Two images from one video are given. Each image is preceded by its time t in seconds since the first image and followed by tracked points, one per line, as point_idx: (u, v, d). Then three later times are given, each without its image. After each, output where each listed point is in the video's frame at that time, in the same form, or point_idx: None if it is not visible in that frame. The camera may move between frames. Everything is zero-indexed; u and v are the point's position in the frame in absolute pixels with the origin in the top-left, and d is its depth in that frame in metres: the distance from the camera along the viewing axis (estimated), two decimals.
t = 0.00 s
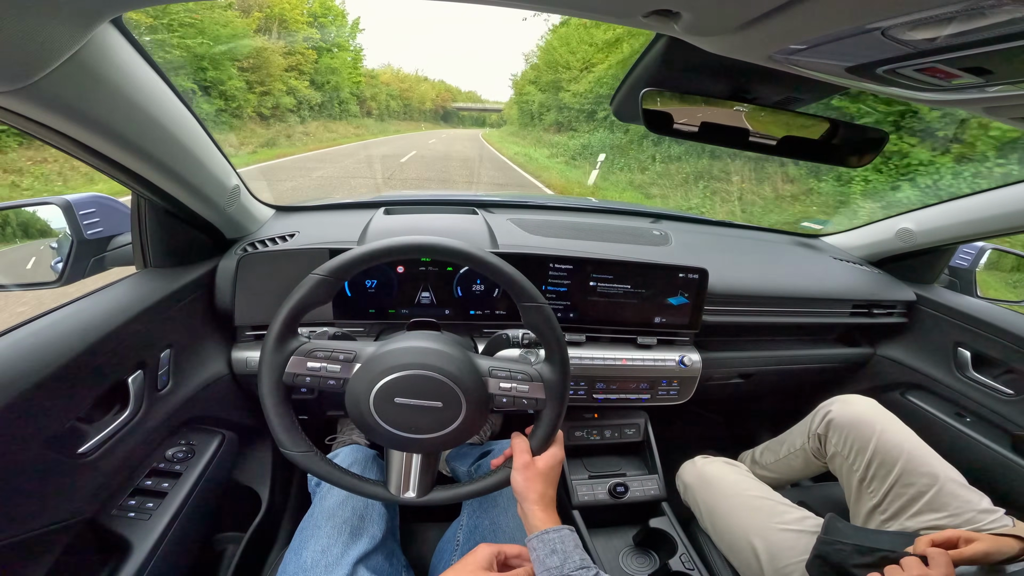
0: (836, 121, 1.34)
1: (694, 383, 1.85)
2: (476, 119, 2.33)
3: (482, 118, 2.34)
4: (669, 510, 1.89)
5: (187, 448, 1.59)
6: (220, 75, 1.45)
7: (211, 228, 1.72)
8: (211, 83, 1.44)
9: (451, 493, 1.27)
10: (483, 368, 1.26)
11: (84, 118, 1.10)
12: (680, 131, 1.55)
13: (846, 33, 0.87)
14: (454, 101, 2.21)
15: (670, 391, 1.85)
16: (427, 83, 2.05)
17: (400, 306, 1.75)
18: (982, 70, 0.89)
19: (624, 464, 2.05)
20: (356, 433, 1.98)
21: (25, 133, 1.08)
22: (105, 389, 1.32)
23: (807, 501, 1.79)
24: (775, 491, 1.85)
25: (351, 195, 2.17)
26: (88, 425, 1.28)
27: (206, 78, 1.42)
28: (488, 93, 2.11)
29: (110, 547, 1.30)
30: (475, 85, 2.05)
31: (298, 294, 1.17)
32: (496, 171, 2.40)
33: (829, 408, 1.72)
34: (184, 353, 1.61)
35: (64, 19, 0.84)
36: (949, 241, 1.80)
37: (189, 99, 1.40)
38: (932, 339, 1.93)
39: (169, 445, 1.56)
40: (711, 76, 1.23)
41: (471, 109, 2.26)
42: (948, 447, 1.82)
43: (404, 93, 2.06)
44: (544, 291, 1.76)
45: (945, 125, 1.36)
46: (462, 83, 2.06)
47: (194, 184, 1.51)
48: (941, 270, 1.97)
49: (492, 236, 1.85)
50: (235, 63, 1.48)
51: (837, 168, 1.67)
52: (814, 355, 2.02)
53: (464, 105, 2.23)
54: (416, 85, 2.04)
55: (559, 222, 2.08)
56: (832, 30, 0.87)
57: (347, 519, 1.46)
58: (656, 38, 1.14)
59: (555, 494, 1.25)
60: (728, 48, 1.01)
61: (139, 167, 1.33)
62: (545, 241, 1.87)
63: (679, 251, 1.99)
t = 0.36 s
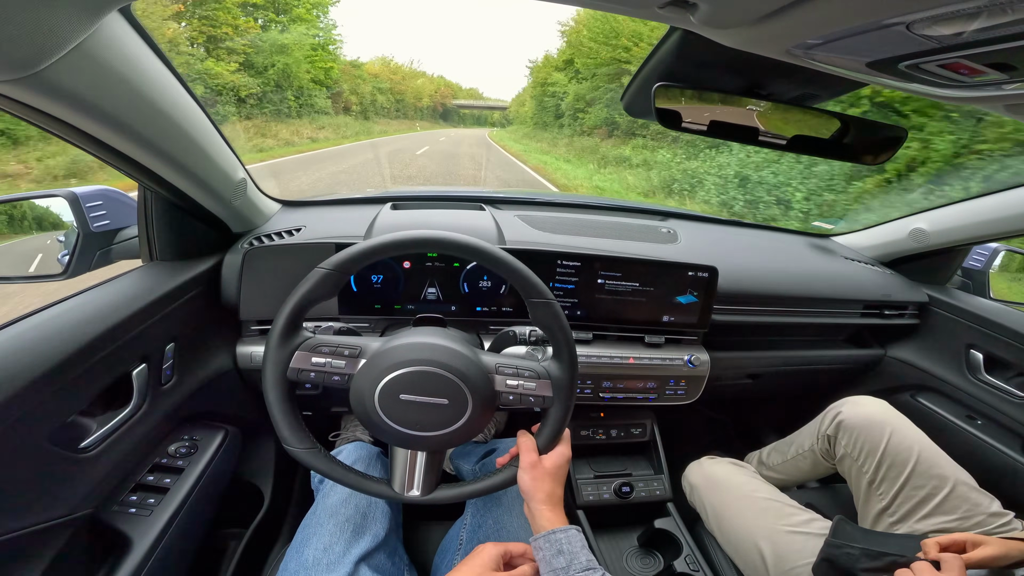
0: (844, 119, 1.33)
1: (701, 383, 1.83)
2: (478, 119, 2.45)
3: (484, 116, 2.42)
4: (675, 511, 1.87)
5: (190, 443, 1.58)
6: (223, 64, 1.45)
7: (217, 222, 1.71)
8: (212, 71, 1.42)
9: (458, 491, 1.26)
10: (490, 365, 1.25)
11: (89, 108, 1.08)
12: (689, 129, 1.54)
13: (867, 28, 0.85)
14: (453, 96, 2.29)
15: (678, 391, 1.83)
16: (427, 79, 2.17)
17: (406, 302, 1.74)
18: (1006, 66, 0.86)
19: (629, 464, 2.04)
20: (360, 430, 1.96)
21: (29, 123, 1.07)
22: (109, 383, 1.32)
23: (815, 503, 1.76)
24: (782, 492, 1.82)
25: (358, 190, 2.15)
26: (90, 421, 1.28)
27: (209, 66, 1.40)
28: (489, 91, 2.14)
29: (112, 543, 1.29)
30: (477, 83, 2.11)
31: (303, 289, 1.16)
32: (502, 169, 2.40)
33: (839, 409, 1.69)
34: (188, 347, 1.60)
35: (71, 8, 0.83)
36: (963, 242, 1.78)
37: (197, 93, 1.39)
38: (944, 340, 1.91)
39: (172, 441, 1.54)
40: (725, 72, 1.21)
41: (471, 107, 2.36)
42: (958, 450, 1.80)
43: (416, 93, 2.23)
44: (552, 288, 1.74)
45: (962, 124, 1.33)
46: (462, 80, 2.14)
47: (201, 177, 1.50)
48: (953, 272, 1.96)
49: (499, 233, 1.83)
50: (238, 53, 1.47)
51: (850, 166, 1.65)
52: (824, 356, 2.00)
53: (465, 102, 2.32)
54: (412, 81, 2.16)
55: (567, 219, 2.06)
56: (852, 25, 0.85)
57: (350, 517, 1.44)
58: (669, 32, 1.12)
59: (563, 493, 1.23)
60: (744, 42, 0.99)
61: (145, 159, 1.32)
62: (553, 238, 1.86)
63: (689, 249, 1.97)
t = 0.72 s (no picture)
0: (849, 126, 1.35)
1: (700, 386, 1.84)
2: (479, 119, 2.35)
3: (484, 115, 2.32)
4: (672, 513, 1.88)
5: (195, 441, 1.61)
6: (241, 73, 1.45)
7: (223, 223, 1.74)
8: (233, 89, 1.46)
9: (456, 490, 1.27)
10: (490, 367, 1.27)
11: (99, 113, 1.11)
12: (691, 132, 1.53)
13: (863, 38, 0.86)
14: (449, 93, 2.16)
15: (676, 393, 1.84)
16: (421, 74, 1.99)
17: (408, 303, 1.77)
18: (999, 76, 0.87)
19: (627, 466, 2.05)
20: (361, 429, 1.99)
21: (41, 127, 1.10)
22: (118, 381, 1.35)
23: (811, 507, 1.75)
24: (779, 495, 1.83)
25: (362, 193, 2.18)
26: (98, 418, 1.31)
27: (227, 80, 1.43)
28: (489, 89, 2.05)
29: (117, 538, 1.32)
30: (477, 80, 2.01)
31: (309, 290, 1.18)
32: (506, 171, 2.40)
33: (837, 413, 1.71)
34: (195, 347, 1.63)
35: (85, 18, 0.85)
36: (962, 248, 1.79)
37: (205, 96, 1.41)
38: (943, 346, 1.92)
39: (177, 439, 1.57)
40: (724, 80, 1.22)
41: (469, 105, 2.24)
42: (955, 454, 1.81)
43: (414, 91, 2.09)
44: (552, 291, 1.76)
45: (960, 131, 1.34)
46: (461, 75, 2.03)
47: (208, 180, 1.53)
48: (953, 276, 1.96)
49: (500, 236, 1.85)
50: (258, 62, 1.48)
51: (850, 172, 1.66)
52: (823, 360, 2.01)
53: (463, 100, 2.20)
54: (404, 75, 1.97)
55: (568, 223, 2.08)
56: (847, 35, 0.87)
57: (351, 514, 1.46)
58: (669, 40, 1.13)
59: (560, 493, 1.26)
60: (742, 52, 1.00)
61: (155, 163, 1.35)
62: (553, 241, 1.88)
63: (689, 253, 1.98)
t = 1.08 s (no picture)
0: (860, 127, 1.32)
1: (707, 388, 1.83)
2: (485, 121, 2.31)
3: (487, 114, 2.27)
4: (677, 515, 1.87)
5: (200, 437, 1.60)
6: (245, 64, 1.46)
7: (232, 219, 1.75)
8: (237, 78, 1.46)
9: (459, 489, 1.27)
10: (497, 366, 1.26)
11: (110, 106, 1.11)
12: (699, 133, 1.52)
13: (879, 36, 0.85)
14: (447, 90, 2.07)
15: (683, 395, 1.83)
16: (416, 66, 1.86)
17: (415, 301, 1.76)
18: (1018, 75, 0.86)
19: (632, 467, 2.04)
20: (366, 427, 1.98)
21: (54, 120, 1.11)
22: (125, 375, 1.35)
23: (817, 509, 1.74)
24: (785, 498, 1.81)
25: (371, 190, 2.18)
26: (106, 413, 1.31)
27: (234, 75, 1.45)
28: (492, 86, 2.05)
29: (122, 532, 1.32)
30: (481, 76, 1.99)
31: (316, 286, 1.18)
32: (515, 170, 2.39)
33: (845, 417, 1.69)
34: (202, 342, 1.64)
35: (100, 11, 0.86)
36: (977, 251, 1.77)
37: (215, 90, 1.41)
38: (954, 350, 1.89)
39: (183, 435, 1.57)
40: (737, 79, 1.21)
41: (472, 103, 2.18)
42: (965, 459, 1.78)
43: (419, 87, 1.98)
44: (560, 290, 1.75)
45: (975, 132, 1.33)
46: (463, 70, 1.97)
47: (218, 175, 1.53)
48: (966, 279, 1.93)
49: (508, 234, 1.85)
50: (261, 54, 1.49)
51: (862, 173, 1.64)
52: (832, 364, 1.99)
53: (464, 97, 2.14)
54: (393, 65, 1.81)
55: (576, 222, 2.07)
56: (863, 32, 0.86)
57: (355, 512, 1.46)
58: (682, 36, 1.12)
59: (564, 495, 1.24)
60: (755, 50, 0.99)
61: (166, 157, 1.35)
62: (561, 241, 1.87)
63: (697, 254, 1.97)
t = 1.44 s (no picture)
0: (870, 134, 1.32)
1: (711, 392, 1.83)
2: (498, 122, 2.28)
3: (489, 113, 2.21)
4: (680, 518, 1.87)
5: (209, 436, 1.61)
6: (255, 69, 1.48)
7: (243, 222, 1.77)
8: (247, 80, 1.48)
9: (463, 490, 1.29)
10: (501, 369, 1.28)
11: (125, 112, 1.13)
12: (709, 137, 1.53)
13: (885, 46, 0.86)
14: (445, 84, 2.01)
15: (687, 399, 1.83)
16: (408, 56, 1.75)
17: (420, 304, 1.78)
18: None
19: (636, 470, 2.05)
20: (371, 428, 2.00)
21: (70, 124, 1.13)
22: (136, 376, 1.37)
23: (820, 514, 1.74)
24: (788, 502, 1.81)
25: (378, 193, 2.20)
26: (117, 412, 1.34)
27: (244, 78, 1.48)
28: (492, 83, 2.03)
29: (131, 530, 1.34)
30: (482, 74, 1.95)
31: (327, 287, 1.19)
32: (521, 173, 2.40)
33: (850, 421, 1.68)
34: (211, 343, 1.66)
35: (119, 20, 0.88)
36: (984, 258, 1.76)
37: (228, 95, 1.44)
38: (960, 356, 1.89)
39: (191, 434, 1.57)
40: (743, 86, 1.22)
41: (474, 99, 2.13)
42: (970, 466, 1.78)
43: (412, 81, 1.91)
44: (564, 294, 1.76)
45: (982, 139, 1.32)
46: (462, 66, 1.90)
47: (231, 178, 1.55)
48: (974, 285, 1.92)
49: (514, 238, 1.86)
50: (270, 61, 1.52)
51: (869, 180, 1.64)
52: (837, 369, 1.99)
53: (465, 93, 2.09)
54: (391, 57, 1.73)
55: (581, 226, 2.08)
56: (869, 42, 0.86)
57: (359, 512, 1.47)
58: (687, 45, 1.13)
59: (565, 497, 1.27)
60: (762, 59, 1.00)
61: (179, 161, 1.37)
62: (566, 244, 1.88)
63: (702, 258, 1.97)
